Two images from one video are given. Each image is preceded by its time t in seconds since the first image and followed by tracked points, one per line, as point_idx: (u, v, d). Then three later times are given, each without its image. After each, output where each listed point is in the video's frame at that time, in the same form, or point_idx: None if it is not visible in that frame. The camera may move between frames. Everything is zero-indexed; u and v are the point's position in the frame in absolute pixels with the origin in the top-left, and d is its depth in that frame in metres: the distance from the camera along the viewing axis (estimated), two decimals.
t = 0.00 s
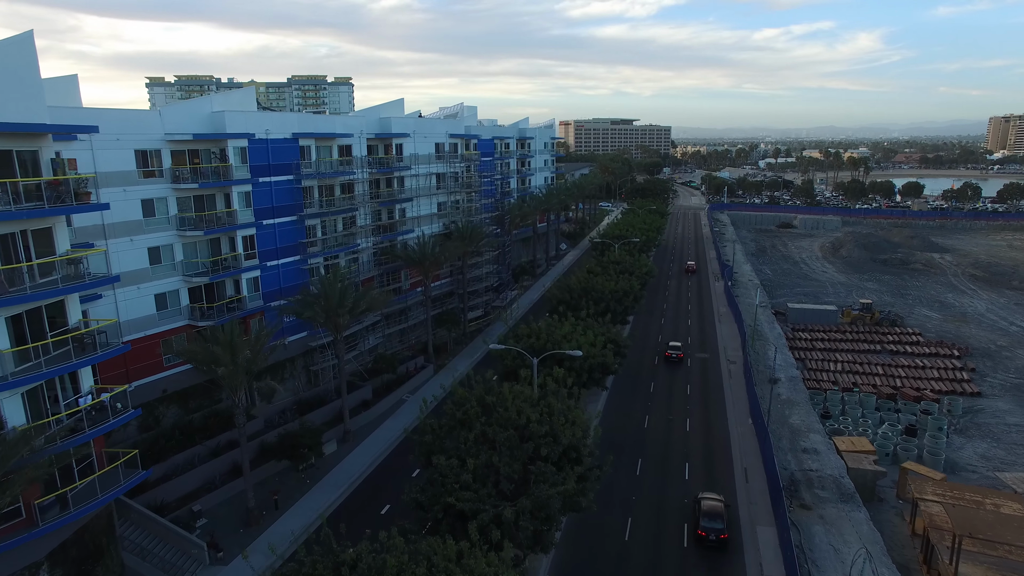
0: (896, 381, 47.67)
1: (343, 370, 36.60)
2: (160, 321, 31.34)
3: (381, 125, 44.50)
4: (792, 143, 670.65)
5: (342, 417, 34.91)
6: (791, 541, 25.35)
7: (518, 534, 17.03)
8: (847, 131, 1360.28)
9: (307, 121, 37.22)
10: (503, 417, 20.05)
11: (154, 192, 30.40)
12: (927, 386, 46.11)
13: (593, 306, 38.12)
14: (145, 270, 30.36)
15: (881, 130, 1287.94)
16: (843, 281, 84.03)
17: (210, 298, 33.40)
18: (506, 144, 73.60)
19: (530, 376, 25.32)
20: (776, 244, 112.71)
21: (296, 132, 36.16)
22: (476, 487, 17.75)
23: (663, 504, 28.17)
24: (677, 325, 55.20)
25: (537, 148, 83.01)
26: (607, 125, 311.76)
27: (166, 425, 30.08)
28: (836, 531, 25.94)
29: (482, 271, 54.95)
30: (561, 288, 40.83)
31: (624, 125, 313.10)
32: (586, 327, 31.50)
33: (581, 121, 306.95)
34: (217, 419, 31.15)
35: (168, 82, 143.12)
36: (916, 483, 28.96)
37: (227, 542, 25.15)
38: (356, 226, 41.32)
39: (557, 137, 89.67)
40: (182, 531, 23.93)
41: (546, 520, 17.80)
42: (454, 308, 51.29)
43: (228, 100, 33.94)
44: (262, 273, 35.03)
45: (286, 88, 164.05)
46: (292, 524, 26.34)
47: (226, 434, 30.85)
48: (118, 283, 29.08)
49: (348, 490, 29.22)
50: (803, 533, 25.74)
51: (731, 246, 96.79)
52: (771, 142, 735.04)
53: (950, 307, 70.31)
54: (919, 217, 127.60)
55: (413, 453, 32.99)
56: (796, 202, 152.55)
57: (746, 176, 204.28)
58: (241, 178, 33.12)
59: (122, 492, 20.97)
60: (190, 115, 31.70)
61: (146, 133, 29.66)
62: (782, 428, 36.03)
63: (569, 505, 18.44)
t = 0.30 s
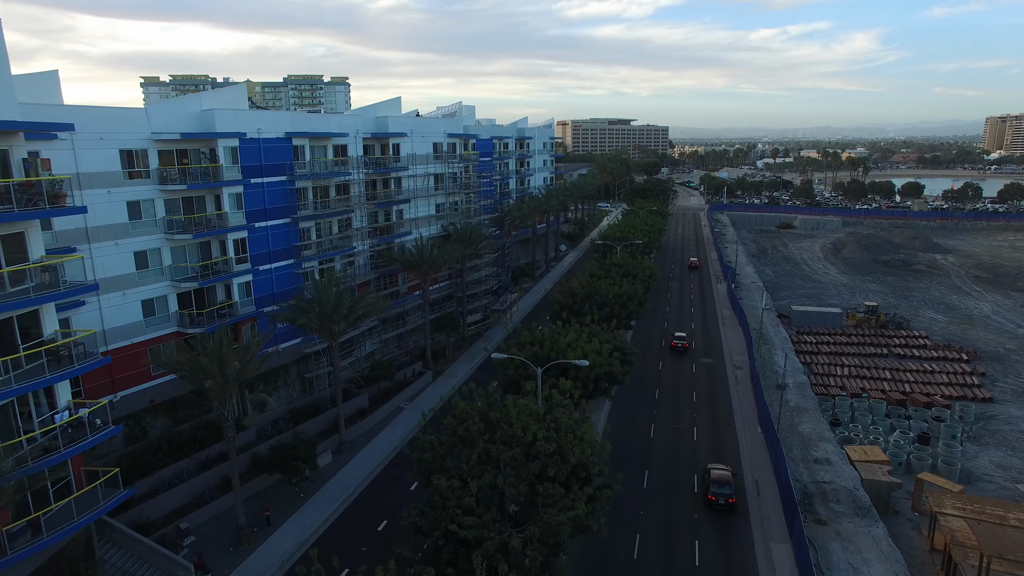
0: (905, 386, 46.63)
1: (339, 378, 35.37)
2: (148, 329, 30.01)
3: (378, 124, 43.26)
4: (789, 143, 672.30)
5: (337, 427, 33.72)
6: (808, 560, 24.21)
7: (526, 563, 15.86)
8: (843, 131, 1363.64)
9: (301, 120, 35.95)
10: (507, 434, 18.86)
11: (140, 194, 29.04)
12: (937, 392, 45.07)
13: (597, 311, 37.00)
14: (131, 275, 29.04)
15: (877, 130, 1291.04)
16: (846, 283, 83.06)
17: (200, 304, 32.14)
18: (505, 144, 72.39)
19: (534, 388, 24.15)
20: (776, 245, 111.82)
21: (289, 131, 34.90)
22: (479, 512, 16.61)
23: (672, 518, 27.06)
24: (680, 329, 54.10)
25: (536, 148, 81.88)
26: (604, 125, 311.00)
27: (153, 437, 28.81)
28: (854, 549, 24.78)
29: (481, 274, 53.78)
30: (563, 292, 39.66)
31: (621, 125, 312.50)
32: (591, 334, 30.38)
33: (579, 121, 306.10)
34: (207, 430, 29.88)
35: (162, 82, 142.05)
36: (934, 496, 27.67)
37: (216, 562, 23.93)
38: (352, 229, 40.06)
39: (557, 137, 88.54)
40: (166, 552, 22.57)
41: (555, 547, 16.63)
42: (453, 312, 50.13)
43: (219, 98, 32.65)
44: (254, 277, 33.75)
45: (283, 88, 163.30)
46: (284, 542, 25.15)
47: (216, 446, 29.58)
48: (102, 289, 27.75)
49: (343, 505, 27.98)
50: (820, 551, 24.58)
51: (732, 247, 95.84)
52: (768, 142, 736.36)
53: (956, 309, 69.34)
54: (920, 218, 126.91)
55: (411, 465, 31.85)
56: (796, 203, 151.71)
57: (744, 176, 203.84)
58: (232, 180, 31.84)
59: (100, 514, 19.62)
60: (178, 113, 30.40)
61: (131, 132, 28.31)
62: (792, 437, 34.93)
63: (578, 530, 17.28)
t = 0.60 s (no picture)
0: (916, 392, 45.50)
1: (335, 386, 34.13)
2: (134, 337, 28.69)
3: (375, 124, 42.00)
4: (787, 143, 672.51)
5: (333, 438, 32.50)
6: None
7: None
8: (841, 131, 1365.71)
9: (295, 119, 34.65)
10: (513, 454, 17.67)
11: (127, 196, 27.71)
12: (949, 398, 44.00)
13: (602, 317, 35.81)
14: (117, 281, 27.72)
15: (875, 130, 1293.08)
16: (850, 285, 82.02)
17: (190, 310, 30.86)
18: (504, 144, 71.13)
19: (540, 402, 22.96)
20: (778, 246, 110.81)
21: (282, 131, 33.62)
22: (484, 541, 15.46)
23: (684, 535, 25.85)
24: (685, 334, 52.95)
25: (536, 148, 80.67)
26: (603, 125, 309.97)
27: (140, 450, 27.50)
28: (875, 569, 23.61)
29: (481, 277, 52.56)
30: (567, 298, 38.48)
31: (620, 125, 311.51)
32: (598, 343, 29.27)
33: (578, 121, 305.46)
34: (196, 442, 28.59)
35: (158, 80, 140.53)
36: (955, 512, 26.45)
37: None
38: (349, 232, 38.80)
39: (557, 137, 87.34)
40: None
41: None
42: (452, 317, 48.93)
43: (209, 95, 31.36)
44: (247, 283, 32.49)
45: (280, 87, 161.92)
46: (276, 563, 23.93)
47: (206, 459, 28.33)
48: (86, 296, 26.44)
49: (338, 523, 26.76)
50: (839, 572, 23.41)
51: (734, 249, 94.80)
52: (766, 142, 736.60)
53: (963, 312, 68.38)
54: (922, 219, 126.14)
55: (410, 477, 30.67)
56: (797, 203, 150.75)
57: (744, 176, 202.97)
58: (223, 181, 30.56)
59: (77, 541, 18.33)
60: (166, 112, 29.08)
61: (117, 131, 27.03)
62: (804, 448, 33.78)
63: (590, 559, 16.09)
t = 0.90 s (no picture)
0: (927, 400, 44.45)
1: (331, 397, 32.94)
2: (121, 348, 27.45)
3: (373, 125, 40.77)
4: (785, 142, 673.38)
5: (329, 451, 31.33)
6: None
7: None
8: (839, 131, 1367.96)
9: (289, 120, 33.43)
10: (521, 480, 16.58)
11: (113, 201, 26.47)
12: (961, 406, 42.95)
13: (607, 325, 34.72)
14: (102, 290, 26.46)
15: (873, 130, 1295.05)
16: (854, 288, 80.99)
17: (179, 319, 29.65)
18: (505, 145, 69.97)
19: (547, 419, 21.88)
20: (780, 248, 109.84)
21: (277, 132, 32.39)
22: None
23: (696, 554, 24.76)
24: (690, 340, 51.87)
25: (536, 149, 79.53)
26: (602, 125, 309.10)
27: (128, 467, 26.34)
28: None
29: (481, 282, 51.41)
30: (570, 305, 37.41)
31: (619, 125, 310.68)
32: (605, 354, 28.18)
33: (577, 121, 304.58)
34: (187, 458, 27.41)
35: (154, 80, 139.47)
36: (977, 529, 25.32)
37: None
38: (346, 236, 37.63)
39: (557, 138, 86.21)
40: None
41: None
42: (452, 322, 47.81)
43: (200, 96, 30.10)
44: (239, 290, 31.30)
45: (277, 87, 161.10)
46: None
47: (196, 475, 27.14)
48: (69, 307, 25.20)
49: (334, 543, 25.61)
50: None
51: (736, 251, 93.79)
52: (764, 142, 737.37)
53: (970, 315, 67.38)
54: (924, 220, 125.47)
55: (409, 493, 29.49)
56: (798, 204, 149.90)
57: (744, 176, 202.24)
58: (214, 185, 29.31)
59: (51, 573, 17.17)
60: (155, 113, 27.82)
61: (101, 133, 25.81)
62: (817, 460, 32.72)
63: None
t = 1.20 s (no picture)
0: (939, 409, 43.39)
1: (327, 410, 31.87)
2: (109, 361, 26.31)
3: (371, 127, 39.65)
4: (785, 142, 674.04)
5: (326, 466, 30.28)
6: None
7: None
8: (838, 131, 1369.69)
9: (284, 123, 32.29)
10: (530, 510, 15.56)
11: (100, 208, 25.32)
12: (974, 416, 41.96)
13: (613, 334, 33.66)
14: (88, 301, 25.32)
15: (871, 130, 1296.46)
16: (859, 291, 80.04)
17: (171, 331, 28.54)
18: (505, 147, 68.87)
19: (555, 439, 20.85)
20: (783, 250, 108.91)
21: (271, 136, 31.27)
22: None
23: None
24: (695, 346, 50.82)
25: (537, 150, 78.40)
26: (601, 125, 308.21)
27: (115, 486, 25.27)
28: None
29: (482, 288, 50.33)
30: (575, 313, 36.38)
31: (618, 125, 309.84)
32: (613, 368, 27.16)
33: (576, 121, 303.66)
34: (177, 476, 26.34)
35: (151, 80, 138.84)
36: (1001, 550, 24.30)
37: None
38: (343, 242, 36.52)
39: (558, 139, 85.10)
40: None
41: None
42: (452, 329, 46.77)
43: (192, 98, 28.93)
44: (233, 300, 30.21)
45: (275, 87, 160.27)
46: None
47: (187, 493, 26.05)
48: (52, 320, 24.06)
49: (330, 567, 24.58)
50: None
51: (739, 253, 92.86)
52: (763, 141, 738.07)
53: (977, 319, 66.46)
54: (927, 221, 124.80)
55: (408, 511, 28.46)
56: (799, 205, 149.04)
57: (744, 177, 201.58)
58: (205, 192, 28.20)
59: None
60: (143, 116, 26.66)
61: (87, 138, 24.66)
62: (831, 474, 31.68)
63: None
